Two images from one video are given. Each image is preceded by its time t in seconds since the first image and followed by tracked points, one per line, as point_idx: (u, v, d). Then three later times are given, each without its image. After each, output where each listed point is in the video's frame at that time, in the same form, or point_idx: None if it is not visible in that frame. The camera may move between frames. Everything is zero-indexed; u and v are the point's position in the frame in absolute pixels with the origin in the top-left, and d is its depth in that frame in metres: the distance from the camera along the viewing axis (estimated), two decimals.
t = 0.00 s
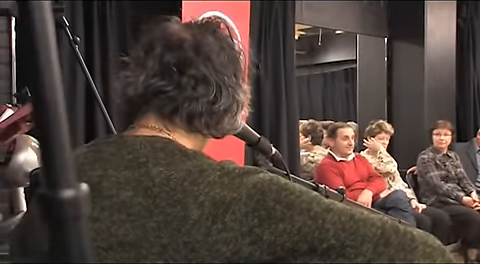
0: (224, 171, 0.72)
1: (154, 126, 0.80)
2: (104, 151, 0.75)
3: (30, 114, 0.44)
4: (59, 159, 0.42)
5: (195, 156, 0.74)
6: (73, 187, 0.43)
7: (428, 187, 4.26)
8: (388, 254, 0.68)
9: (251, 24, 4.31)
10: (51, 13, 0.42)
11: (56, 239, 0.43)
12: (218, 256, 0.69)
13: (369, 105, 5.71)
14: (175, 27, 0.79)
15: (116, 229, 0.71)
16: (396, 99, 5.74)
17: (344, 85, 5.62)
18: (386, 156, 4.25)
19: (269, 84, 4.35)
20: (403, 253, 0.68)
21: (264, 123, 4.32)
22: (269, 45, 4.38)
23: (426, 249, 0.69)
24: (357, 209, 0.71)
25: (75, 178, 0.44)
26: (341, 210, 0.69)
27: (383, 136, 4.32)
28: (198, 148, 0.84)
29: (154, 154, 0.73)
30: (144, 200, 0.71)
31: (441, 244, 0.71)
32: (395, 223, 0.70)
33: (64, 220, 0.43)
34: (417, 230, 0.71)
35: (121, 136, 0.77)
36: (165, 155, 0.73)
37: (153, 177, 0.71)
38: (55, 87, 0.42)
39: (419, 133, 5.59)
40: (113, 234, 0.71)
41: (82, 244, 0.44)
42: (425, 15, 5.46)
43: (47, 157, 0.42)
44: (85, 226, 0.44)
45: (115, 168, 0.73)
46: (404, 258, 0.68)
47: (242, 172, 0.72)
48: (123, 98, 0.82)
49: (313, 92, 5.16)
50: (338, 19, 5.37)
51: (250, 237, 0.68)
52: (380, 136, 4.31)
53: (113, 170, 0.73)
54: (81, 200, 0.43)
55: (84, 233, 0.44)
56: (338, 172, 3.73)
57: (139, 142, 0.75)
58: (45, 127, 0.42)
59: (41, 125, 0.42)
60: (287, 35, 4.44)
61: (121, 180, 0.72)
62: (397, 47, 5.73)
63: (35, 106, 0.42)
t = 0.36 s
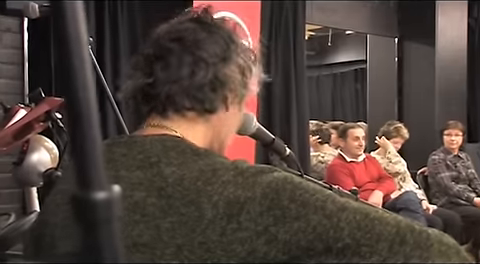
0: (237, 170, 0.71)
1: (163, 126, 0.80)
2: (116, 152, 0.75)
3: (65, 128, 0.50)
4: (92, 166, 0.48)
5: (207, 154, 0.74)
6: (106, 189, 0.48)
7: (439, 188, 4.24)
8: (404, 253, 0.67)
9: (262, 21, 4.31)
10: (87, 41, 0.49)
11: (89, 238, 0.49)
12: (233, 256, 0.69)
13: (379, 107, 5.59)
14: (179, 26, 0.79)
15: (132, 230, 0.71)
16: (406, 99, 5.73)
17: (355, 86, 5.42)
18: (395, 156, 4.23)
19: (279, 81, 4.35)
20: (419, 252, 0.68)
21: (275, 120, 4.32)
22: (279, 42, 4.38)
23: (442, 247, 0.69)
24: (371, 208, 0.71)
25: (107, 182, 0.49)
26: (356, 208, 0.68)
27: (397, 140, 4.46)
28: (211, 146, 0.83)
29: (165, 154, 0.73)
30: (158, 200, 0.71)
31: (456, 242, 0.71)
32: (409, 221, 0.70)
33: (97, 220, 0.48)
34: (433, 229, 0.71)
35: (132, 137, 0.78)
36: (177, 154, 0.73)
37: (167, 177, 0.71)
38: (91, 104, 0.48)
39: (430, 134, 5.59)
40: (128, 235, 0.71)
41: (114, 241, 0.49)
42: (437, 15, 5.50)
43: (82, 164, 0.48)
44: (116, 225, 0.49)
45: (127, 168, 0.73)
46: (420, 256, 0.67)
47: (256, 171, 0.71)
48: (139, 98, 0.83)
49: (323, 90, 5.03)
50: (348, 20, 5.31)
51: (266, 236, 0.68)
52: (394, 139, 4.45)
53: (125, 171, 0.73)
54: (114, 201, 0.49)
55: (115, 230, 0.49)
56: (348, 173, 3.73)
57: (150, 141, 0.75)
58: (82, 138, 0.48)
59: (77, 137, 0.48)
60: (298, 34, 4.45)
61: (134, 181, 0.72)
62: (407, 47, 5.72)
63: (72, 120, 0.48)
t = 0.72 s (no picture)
0: (250, 172, 0.70)
1: (171, 123, 0.80)
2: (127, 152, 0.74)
3: (95, 133, 0.51)
4: (119, 166, 0.49)
5: (220, 155, 0.73)
6: (134, 189, 0.50)
7: (448, 189, 4.21)
8: (420, 256, 0.67)
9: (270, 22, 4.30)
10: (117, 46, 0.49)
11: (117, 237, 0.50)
12: (246, 258, 0.68)
13: (387, 107, 5.65)
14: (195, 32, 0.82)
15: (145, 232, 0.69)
16: (415, 99, 5.69)
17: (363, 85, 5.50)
18: (403, 159, 4.20)
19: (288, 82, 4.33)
20: (435, 256, 0.67)
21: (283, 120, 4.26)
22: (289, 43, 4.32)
23: (458, 251, 0.69)
24: (386, 211, 0.70)
25: (135, 182, 0.50)
26: (371, 212, 0.67)
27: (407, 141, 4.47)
28: (222, 144, 0.80)
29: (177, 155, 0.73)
30: (171, 202, 0.70)
31: (471, 245, 0.71)
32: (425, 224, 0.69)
33: (125, 220, 0.50)
34: (448, 231, 0.70)
35: (143, 137, 0.76)
36: (189, 156, 0.72)
37: (179, 179, 0.71)
38: (119, 111, 0.49)
39: (439, 133, 5.54)
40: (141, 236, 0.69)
41: (142, 241, 0.50)
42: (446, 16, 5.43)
43: (111, 167, 0.49)
44: (144, 225, 0.51)
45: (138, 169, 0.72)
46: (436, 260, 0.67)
47: (269, 173, 0.71)
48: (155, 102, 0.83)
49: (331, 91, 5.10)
50: (359, 21, 5.23)
51: (279, 239, 0.68)
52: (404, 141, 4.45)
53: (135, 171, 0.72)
54: (142, 203, 0.50)
55: (143, 229, 0.51)
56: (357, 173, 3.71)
57: (162, 142, 0.75)
58: (110, 143, 0.49)
59: (106, 143, 0.49)
60: (307, 35, 4.42)
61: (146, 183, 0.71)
62: (417, 48, 5.67)
63: (101, 126, 0.49)
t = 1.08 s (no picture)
0: (261, 176, 0.69)
1: (181, 124, 0.78)
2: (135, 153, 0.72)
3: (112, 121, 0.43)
4: (136, 162, 0.41)
5: (230, 158, 0.71)
6: (153, 190, 0.42)
7: (451, 191, 4.19)
8: None
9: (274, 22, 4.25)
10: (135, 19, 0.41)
11: (134, 240, 0.41)
12: None
13: (390, 108, 5.44)
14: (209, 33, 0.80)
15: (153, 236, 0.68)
16: (418, 101, 5.60)
17: (365, 87, 5.19)
18: (409, 164, 4.17)
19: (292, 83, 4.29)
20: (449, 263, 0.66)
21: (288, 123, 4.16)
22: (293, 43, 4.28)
23: (471, 257, 0.68)
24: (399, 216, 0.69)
25: (155, 181, 0.42)
26: (384, 218, 0.66)
27: (411, 142, 4.47)
28: (233, 147, 0.79)
29: (187, 158, 0.71)
30: (181, 205, 0.68)
31: None
32: (438, 230, 0.68)
33: (144, 223, 0.41)
34: (461, 239, 0.69)
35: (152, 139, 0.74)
36: (200, 159, 0.71)
37: (189, 182, 0.69)
38: (138, 95, 0.41)
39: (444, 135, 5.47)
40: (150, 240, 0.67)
41: (163, 247, 0.42)
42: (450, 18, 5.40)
43: (129, 160, 0.41)
44: (163, 232, 0.42)
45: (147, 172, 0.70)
46: None
47: (280, 177, 0.69)
48: (167, 101, 0.82)
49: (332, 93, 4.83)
50: (361, 22, 5.13)
51: (290, 245, 0.66)
52: (409, 142, 4.46)
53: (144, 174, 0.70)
54: (162, 205, 0.42)
55: (164, 236, 0.42)
56: (360, 175, 3.69)
57: (171, 143, 0.73)
58: (127, 131, 0.41)
59: (123, 131, 0.41)
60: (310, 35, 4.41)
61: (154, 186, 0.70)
62: (420, 49, 5.59)
63: (116, 112, 0.41)
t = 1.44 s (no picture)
0: (276, 177, 0.68)
1: (195, 124, 0.78)
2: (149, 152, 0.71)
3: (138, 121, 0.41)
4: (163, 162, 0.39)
5: (245, 158, 0.70)
6: (180, 191, 0.40)
7: (461, 192, 4.17)
8: None
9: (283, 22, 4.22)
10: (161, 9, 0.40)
11: (161, 242, 0.39)
12: None
13: (399, 108, 5.34)
14: (233, 34, 0.80)
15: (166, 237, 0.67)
16: (428, 101, 5.50)
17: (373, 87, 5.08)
18: (417, 165, 4.15)
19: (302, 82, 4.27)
20: None
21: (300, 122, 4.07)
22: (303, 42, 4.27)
23: None
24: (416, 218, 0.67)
25: (182, 182, 0.40)
26: (401, 220, 0.65)
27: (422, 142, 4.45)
28: (248, 148, 0.79)
29: (202, 158, 0.70)
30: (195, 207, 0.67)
31: None
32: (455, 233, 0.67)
33: (171, 224, 0.39)
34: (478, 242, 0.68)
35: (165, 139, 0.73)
36: (215, 159, 0.70)
37: (204, 183, 0.68)
38: (165, 88, 0.39)
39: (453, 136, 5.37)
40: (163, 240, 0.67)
41: (190, 250, 0.40)
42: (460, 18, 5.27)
43: (156, 157, 0.39)
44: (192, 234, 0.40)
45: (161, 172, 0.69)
46: None
47: (295, 178, 0.68)
48: (187, 102, 0.81)
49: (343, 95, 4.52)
50: (370, 21, 5.07)
51: (305, 247, 0.65)
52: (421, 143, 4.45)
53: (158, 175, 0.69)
54: (190, 206, 0.40)
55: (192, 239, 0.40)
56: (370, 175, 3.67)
57: (186, 143, 0.71)
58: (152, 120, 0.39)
59: (149, 125, 0.39)
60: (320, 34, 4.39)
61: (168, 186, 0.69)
62: (430, 49, 5.51)
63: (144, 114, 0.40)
